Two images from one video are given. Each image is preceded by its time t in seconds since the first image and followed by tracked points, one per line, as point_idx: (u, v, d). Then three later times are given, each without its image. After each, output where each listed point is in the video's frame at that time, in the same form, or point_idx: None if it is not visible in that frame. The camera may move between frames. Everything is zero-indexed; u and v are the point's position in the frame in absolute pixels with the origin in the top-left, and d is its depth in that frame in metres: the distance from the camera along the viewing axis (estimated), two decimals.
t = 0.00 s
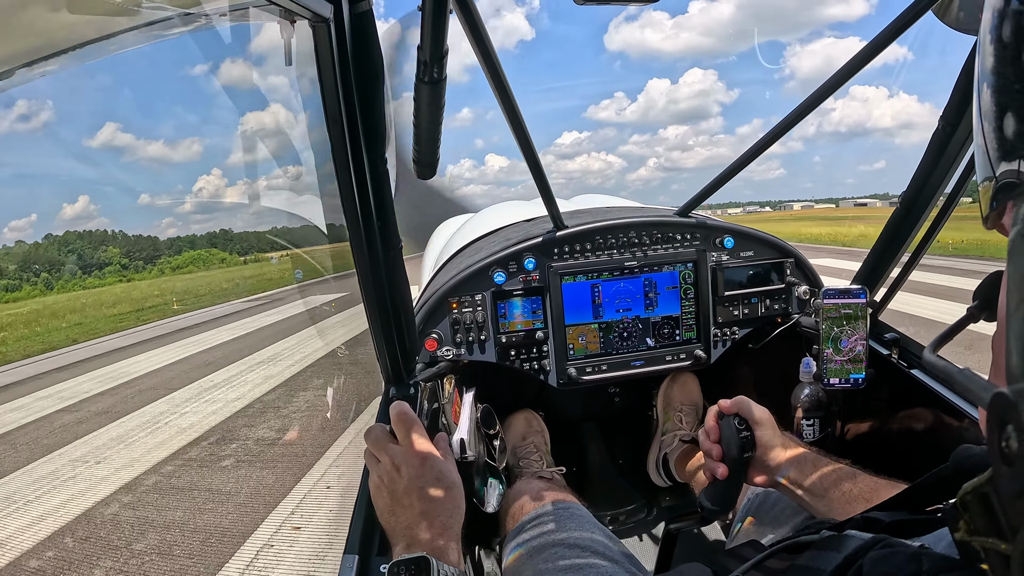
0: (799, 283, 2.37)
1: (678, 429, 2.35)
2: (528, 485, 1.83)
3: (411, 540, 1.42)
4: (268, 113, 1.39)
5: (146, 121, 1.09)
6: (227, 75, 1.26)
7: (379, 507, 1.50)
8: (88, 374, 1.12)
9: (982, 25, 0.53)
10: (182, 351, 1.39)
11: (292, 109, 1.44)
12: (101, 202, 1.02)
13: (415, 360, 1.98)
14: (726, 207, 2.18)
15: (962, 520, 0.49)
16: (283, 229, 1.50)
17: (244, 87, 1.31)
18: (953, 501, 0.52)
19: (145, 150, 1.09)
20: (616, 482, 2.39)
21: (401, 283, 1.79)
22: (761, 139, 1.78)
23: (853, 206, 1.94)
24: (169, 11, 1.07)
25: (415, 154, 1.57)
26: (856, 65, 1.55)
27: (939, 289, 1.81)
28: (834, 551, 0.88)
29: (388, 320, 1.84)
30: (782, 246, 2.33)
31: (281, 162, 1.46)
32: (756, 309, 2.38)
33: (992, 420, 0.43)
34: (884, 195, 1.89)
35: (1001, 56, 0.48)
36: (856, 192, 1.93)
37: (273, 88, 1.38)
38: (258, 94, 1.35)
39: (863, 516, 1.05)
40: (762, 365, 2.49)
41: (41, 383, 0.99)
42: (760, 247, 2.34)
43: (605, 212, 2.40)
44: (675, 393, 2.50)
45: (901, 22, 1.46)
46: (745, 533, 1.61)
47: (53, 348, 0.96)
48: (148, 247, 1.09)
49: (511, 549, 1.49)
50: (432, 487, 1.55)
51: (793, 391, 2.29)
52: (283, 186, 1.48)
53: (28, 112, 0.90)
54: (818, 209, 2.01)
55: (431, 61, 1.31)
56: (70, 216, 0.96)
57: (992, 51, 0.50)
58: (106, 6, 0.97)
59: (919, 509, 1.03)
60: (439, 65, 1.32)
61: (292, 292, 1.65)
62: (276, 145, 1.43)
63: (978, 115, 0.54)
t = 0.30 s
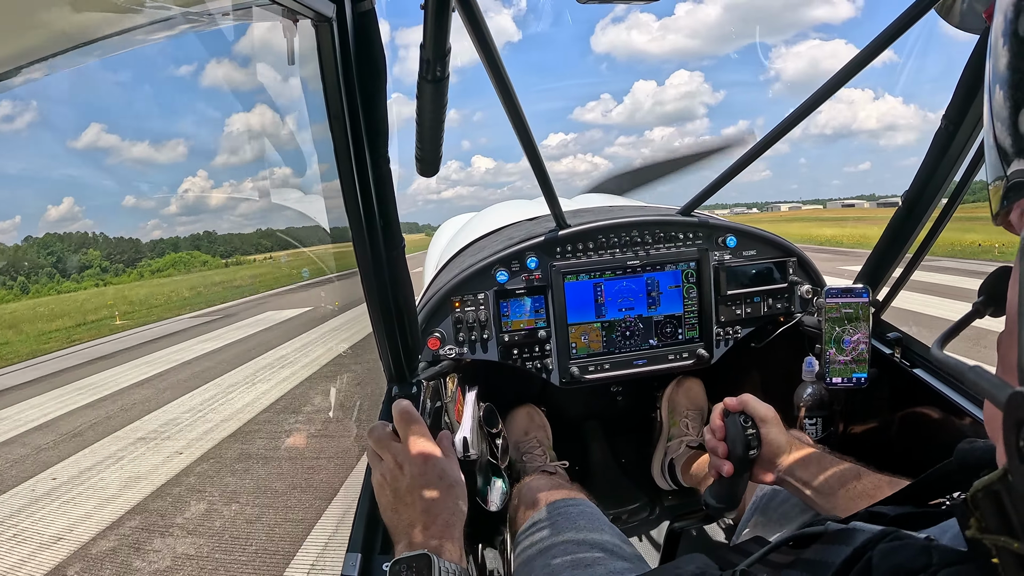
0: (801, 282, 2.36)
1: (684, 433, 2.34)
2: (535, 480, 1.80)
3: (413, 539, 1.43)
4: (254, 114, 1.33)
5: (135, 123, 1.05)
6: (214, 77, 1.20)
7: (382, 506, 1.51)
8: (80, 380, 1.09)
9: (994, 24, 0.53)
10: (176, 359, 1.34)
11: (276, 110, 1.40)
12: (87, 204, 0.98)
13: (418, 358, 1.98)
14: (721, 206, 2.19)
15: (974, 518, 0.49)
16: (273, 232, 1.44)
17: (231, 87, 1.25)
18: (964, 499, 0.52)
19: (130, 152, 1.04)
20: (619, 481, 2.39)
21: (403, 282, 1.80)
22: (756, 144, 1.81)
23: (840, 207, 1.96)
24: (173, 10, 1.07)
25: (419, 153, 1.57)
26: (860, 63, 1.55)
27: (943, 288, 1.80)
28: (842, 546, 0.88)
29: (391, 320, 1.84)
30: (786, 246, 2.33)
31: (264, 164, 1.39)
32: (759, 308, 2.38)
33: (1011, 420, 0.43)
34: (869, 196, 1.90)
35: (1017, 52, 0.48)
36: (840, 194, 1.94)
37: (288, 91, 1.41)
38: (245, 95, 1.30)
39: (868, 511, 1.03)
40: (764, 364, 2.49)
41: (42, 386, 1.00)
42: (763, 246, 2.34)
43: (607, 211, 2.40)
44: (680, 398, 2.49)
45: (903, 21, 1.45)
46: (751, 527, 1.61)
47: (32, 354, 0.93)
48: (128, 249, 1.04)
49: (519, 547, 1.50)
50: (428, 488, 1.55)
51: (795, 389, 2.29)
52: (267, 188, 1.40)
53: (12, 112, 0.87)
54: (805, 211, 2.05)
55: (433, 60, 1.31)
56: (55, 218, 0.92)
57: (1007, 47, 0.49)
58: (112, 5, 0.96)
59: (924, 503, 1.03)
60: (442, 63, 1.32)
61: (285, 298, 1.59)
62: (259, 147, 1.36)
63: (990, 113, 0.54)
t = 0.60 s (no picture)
0: (802, 282, 2.36)
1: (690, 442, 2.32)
2: (543, 484, 1.79)
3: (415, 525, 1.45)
4: (241, 115, 1.29)
5: (120, 125, 1.02)
6: (201, 76, 1.17)
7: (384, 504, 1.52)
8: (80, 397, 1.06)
9: (993, 22, 0.53)
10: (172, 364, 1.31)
11: (265, 112, 1.37)
12: (73, 206, 0.95)
13: (419, 357, 1.99)
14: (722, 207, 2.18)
15: (976, 521, 0.50)
16: (266, 233, 1.40)
17: (218, 88, 1.22)
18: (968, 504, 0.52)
19: (117, 153, 1.02)
20: (620, 481, 2.38)
21: (404, 283, 1.79)
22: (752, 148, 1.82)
23: (829, 208, 2.01)
24: (172, 10, 1.07)
25: (420, 153, 1.57)
26: (858, 64, 1.56)
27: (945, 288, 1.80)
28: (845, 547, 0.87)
29: (392, 319, 1.84)
30: (787, 245, 2.33)
31: (253, 167, 1.34)
32: (759, 308, 2.37)
33: (1013, 425, 0.42)
34: (855, 196, 1.93)
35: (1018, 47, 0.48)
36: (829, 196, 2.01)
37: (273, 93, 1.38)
38: (230, 97, 1.26)
39: (869, 510, 1.03)
40: (764, 364, 2.49)
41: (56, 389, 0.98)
42: (763, 245, 2.34)
43: (608, 211, 2.40)
44: (685, 406, 2.48)
45: (901, 23, 1.45)
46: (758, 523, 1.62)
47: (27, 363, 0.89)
48: (110, 250, 0.99)
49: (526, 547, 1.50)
50: (420, 494, 1.51)
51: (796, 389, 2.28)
52: (255, 190, 1.36)
53: None
54: (794, 212, 2.13)
55: (434, 60, 1.31)
56: (41, 219, 0.89)
57: (1006, 44, 0.49)
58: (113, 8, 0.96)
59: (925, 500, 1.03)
60: (442, 63, 1.32)
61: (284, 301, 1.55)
62: (247, 149, 1.32)
63: (988, 111, 0.54)
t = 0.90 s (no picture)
0: (798, 283, 2.36)
1: (679, 437, 2.32)
2: (532, 481, 1.82)
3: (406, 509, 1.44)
4: (231, 116, 1.30)
5: (107, 126, 1.04)
6: (190, 77, 1.19)
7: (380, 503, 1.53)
8: (71, 396, 1.08)
9: (964, 20, 0.51)
10: (168, 364, 1.31)
11: (254, 112, 1.38)
12: (61, 207, 0.96)
13: (414, 357, 1.96)
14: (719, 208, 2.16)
15: (946, 531, 0.49)
16: (256, 233, 1.40)
17: (206, 88, 1.23)
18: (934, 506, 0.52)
19: (105, 154, 1.03)
20: (614, 481, 2.39)
21: (400, 283, 1.76)
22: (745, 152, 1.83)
23: (821, 207, 2.06)
24: (169, 8, 1.07)
25: (417, 152, 1.57)
26: (853, 68, 1.56)
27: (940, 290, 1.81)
28: (827, 550, 0.88)
29: (388, 320, 1.81)
30: (782, 246, 2.33)
31: (244, 169, 1.35)
32: (755, 309, 2.37)
33: (976, 435, 0.42)
34: (846, 197, 1.97)
35: (984, 49, 0.46)
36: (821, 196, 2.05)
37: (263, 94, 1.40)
38: (215, 98, 1.25)
39: (857, 512, 1.05)
40: (759, 365, 2.50)
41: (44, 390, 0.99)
42: (759, 246, 2.34)
43: (604, 211, 2.40)
44: (676, 400, 2.50)
45: (896, 28, 1.46)
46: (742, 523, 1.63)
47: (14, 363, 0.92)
48: (94, 251, 0.99)
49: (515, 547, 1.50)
50: (412, 498, 1.46)
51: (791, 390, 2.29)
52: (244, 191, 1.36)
53: None
54: (786, 212, 2.18)
55: (431, 60, 1.31)
56: (29, 221, 0.90)
57: (976, 45, 0.48)
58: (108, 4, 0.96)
59: (913, 504, 1.02)
60: (440, 63, 1.32)
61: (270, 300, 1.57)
62: (236, 150, 1.33)
63: (962, 111, 0.52)
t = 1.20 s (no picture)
0: (792, 284, 2.37)
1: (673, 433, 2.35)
2: (520, 478, 1.79)
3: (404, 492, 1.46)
4: (221, 117, 1.28)
5: (96, 127, 1.02)
6: (179, 77, 1.17)
7: (377, 502, 1.54)
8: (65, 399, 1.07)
9: (959, 24, 0.52)
10: (161, 364, 1.31)
11: (244, 114, 1.36)
12: (51, 208, 0.95)
13: (408, 357, 1.94)
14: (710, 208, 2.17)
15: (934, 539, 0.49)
16: (247, 235, 1.39)
17: (196, 89, 1.21)
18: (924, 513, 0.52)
19: (94, 155, 1.02)
20: (609, 481, 2.39)
21: (395, 285, 1.75)
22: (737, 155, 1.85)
23: (814, 207, 2.04)
24: (163, 8, 1.06)
25: (412, 153, 1.56)
26: (848, 70, 1.57)
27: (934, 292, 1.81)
28: (816, 551, 0.89)
29: (382, 322, 1.80)
30: (776, 247, 2.34)
31: (232, 168, 1.33)
32: (749, 310, 2.38)
33: (967, 451, 0.42)
34: (839, 197, 1.97)
35: (979, 51, 0.47)
36: (813, 196, 2.04)
37: (251, 98, 1.37)
38: (207, 98, 1.25)
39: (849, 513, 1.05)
40: (753, 365, 2.51)
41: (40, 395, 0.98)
42: (753, 248, 2.34)
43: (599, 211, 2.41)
44: (669, 398, 2.50)
45: (890, 29, 1.47)
46: (732, 528, 1.62)
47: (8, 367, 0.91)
48: (78, 251, 0.98)
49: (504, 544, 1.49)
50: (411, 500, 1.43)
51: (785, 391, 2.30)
52: (234, 192, 1.34)
53: None
54: (779, 212, 2.15)
55: (426, 61, 1.31)
56: (17, 223, 0.90)
57: (972, 44, 0.48)
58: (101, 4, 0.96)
59: (906, 503, 1.03)
60: (434, 63, 1.32)
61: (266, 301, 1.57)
62: (227, 150, 1.31)
63: (956, 110, 0.53)
